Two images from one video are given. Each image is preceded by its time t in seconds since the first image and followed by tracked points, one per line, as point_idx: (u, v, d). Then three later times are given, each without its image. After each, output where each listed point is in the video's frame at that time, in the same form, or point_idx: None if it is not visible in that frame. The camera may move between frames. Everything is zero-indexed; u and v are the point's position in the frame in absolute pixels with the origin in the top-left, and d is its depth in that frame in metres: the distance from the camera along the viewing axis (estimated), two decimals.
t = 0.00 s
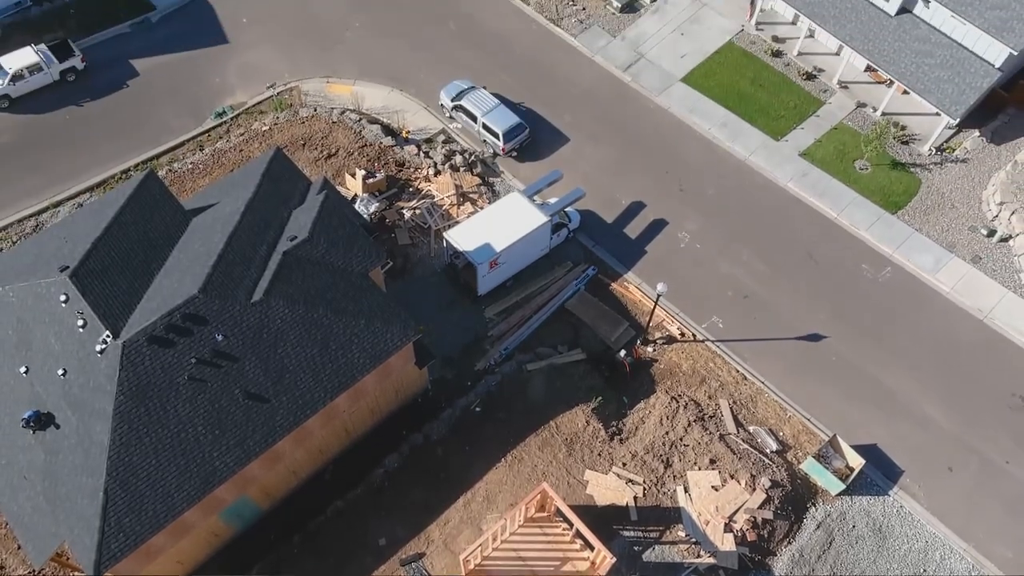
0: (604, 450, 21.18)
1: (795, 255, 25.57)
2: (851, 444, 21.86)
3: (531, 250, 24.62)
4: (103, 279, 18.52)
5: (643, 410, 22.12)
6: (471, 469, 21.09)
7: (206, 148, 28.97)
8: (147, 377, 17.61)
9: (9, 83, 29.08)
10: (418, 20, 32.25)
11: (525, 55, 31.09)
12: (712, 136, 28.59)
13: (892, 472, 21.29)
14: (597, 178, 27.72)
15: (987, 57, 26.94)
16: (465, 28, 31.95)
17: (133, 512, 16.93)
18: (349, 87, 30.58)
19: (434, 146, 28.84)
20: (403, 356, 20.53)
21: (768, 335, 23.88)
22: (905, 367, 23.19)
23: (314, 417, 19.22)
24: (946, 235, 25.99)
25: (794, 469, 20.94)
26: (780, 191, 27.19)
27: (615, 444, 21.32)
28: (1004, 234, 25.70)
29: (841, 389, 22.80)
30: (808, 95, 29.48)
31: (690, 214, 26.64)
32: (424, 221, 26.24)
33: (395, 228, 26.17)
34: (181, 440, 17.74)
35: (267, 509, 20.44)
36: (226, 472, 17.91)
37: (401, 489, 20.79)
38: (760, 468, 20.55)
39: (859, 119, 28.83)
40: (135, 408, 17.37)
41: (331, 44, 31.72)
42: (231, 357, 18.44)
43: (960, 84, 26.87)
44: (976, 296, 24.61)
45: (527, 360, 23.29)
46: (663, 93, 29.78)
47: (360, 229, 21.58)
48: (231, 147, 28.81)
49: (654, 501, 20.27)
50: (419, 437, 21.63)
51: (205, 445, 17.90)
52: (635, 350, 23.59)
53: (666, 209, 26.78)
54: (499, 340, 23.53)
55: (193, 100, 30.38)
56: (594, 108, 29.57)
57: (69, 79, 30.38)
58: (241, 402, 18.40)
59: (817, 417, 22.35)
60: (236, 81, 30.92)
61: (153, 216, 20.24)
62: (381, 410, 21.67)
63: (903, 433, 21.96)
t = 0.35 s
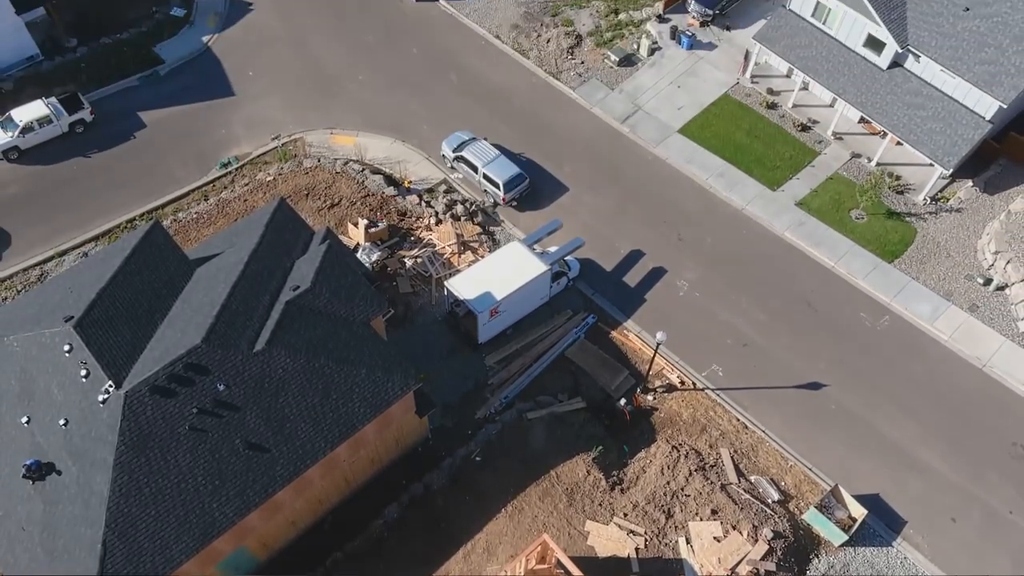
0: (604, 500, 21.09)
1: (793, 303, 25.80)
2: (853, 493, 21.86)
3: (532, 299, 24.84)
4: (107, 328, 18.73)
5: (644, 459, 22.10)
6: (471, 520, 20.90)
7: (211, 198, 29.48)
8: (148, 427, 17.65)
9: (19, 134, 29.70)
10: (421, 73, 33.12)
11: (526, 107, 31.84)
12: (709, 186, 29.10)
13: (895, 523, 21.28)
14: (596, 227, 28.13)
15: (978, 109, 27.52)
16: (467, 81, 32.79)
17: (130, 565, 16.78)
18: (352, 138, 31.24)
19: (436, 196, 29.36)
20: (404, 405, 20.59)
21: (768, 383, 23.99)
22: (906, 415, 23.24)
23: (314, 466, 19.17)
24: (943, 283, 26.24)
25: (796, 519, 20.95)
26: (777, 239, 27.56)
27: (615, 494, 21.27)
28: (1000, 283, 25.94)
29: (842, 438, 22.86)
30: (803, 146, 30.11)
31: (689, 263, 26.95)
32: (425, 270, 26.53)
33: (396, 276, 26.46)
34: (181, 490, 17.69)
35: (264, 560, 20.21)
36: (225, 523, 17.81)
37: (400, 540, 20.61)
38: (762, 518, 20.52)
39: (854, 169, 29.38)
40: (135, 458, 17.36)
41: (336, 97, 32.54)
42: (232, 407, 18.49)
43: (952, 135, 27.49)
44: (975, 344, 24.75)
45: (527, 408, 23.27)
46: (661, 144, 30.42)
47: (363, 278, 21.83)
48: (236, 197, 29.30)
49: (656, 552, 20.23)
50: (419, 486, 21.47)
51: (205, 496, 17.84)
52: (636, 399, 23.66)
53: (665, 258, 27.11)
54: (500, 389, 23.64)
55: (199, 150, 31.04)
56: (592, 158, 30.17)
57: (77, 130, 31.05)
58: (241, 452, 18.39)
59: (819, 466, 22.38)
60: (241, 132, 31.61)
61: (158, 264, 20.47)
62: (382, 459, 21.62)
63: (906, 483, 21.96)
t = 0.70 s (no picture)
0: (606, 550, 20.81)
1: (792, 350, 25.90)
2: (856, 543, 21.76)
3: (531, 346, 24.92)
4: (109, 377, 18.79)
5: (645, 507, 21.96)
6: (470, 570, 20.60)
7: (215, 245, 29.80)
8: (148, 476, 17.58)
9: (27, 183, 30.18)
10: (423, 124, 33.81)
11: (526, 156, 32.44)
12: (707, 233, 29.46)
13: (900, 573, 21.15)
14: (596, 273, 28.38)
15: (970, 159, 28.05)
16: (468, 130, 33.48)
17: None
18: (355, 187, 31.74)
19: (437, 243, 29.69)
20: (404, 453, 20.55)
21: (770, 431, 24.01)
22: (909, 463, 23.21)
23: (313, 516, 19.01)
24: (941, 330, 26.38)
25: (799, 570, 20.82)
26: (775, 286, 27.79)
27: (617, 543, 21.02)
28: (998, 329, 26.08)
29: (845, 487, 22.78)
30: (799, 194, 30.57)
31: (688, 309, 27.12)
32: (426, 317, 26.69)
33: (397, 323, 26.61)
34: (179, 540, 17.53)
35: None
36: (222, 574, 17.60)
37: None
38: (765, 569, 20.36)
39: (850, 217, 29.78)
40: (134, 507, 17.25)
41: (339, 147, 33.16)
42: (232, 455, 18.44)
43: (946, 184, 27.95)
44: (975, 392, 24.82)
45: (527, 456, 23.16)
46: (659, 192, 30.89)
47: (364, 325, 21.97)
48: (239, 245, 29.63)
49: None
50: (418, 536, 21.21)
51: (202, 546, 17.66)
52: (636, 446, 23.59)
53: (664, 305, 27.28)
54: (499, 437, 23.52)
55: (203, 199, 31.49)
56: (591, 206, 30.61)
57: (83, 178, 31.56)
58: (240, 501, 18.26)
59: (822, 515, 22.31)
60: (245, 180, 32.13)
61: (160, 312, 20.60)
62: (381, 508, 21.44)
63: (910, 533, 21.89)
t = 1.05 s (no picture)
0: None
1: (793, 396, 25.86)
2: None
3: (532, 392, 24.87)
4: (109, 424, 18.77)
5: (647, 557, 21.75)
6: None
7: (217, 291, 29.99)
8: (147, 526, 17.39)
9: (32, 230, 30.55)
10: (424, 171, 34.34)
11: (526, 203, 32.88)
12: (707, 280, 29.65)
13: None
14: (596, 319, 28.49)
15: (966, 206, 28.41)
16: (469, 178, 34.00)
17: None
18: (357, 233, 32.08)
19: (438, 289, 29.87)
20: (404, 502, 20.40)
21: (772, 478, 23.82)
22: (912, 512, 23.02)
23: (311, 566, 18.79)
24: (941, 376, 26.35)
25: None
26: (775, 332, 27.87)
27: None
28: (999, 376, 26.01)
29: (848, 537, 22.53)
30: (797, 240, 30.87)
31: (687, 355, 27.15)
32: (426, 362, 26.68)
33: (397, 369, 26.59)
34: None
35: None
36: None
37: None
38: None
39: (849, 264, 30.01)
40: (131, 558, 17.01)
41: (342, 194, 33.62)
42: (231, 504, 18.28)
43: (943, 231, 28.26)
44: (977, 440, 24.70)
45: (528, 504, 23.10)
46: (659, 238, 31.21)
47: (364, 371, 22.01)
48: (241, 291, 29.82)
49: None
50: None
51: None
52: (637, 495, 23.44)
53: (664, 351, 27.32)
54: (499, 485, 23.32)
55: (207, 244, 31.83)
56: (591, 252, 30.89)
57: (88, 225, 31.95)
58: (238, 551, 18.05)
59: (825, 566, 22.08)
60: (249, 227, 32.52)
61: (162, 358, 20.64)
62: (380, 557, 21.18)
63: None
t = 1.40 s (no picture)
0: None
1: (795, 442, 25.73)
2: None
3: (532, 438, 24.75)
4: (108, 471, 18.66)
5: None
6: None
7: (218, 336, 30.07)
8: None
9: (36, 275, 30.74)
10: (426, 217, 34.74)
11: (526, 248, 33.18)
12: (707, 325, 29.74)
13: None
14: (596, 364, 28.49)
15: (963, 252, 28.67)
16: (470, 223, 34.38)
17: None
18: (358, 278, 32.30)
19: (438, 333, 29.93)
20: (403, 551, 20.19)
21: (775, 526, 23.57)
22: (917, 561, 22.74)
23: None
24: (943, 422, 26.23)
25: None
26: (776, 377, 27.84)
27: None
28: (1000, 423, 25.93)
29: None
30: (796, 286, 31.07)
31: (688, 401, 27.07)
32: (427, 408, 26.59)
33: (397, 415, 26.51)
34: None
35: None
36: None
37: None
38: None
39: (848, 309, 30.13)
40: None
41: (344, 240, 33.95)
42: (228, 553, 18.04)
43: (941, 277, 28.46)
44: (982, 487, 24.47)
45: (528, 552, 22.95)
46: (658, 283, 31.41)
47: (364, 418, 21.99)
48: (242, 336, 29.89)
49: None
50: None
51: None
52: (638, 542, 23.25)
53: (665, 396, 27.25)
54: (500, 533, 23.09)
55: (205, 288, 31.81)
56: (591, 297, 31.05)
57: (91, 271, 32.19)
58: None
59: None
60: (251, 272, 32.72)
61: (163, 405, 20.63)
62: None
63: None
